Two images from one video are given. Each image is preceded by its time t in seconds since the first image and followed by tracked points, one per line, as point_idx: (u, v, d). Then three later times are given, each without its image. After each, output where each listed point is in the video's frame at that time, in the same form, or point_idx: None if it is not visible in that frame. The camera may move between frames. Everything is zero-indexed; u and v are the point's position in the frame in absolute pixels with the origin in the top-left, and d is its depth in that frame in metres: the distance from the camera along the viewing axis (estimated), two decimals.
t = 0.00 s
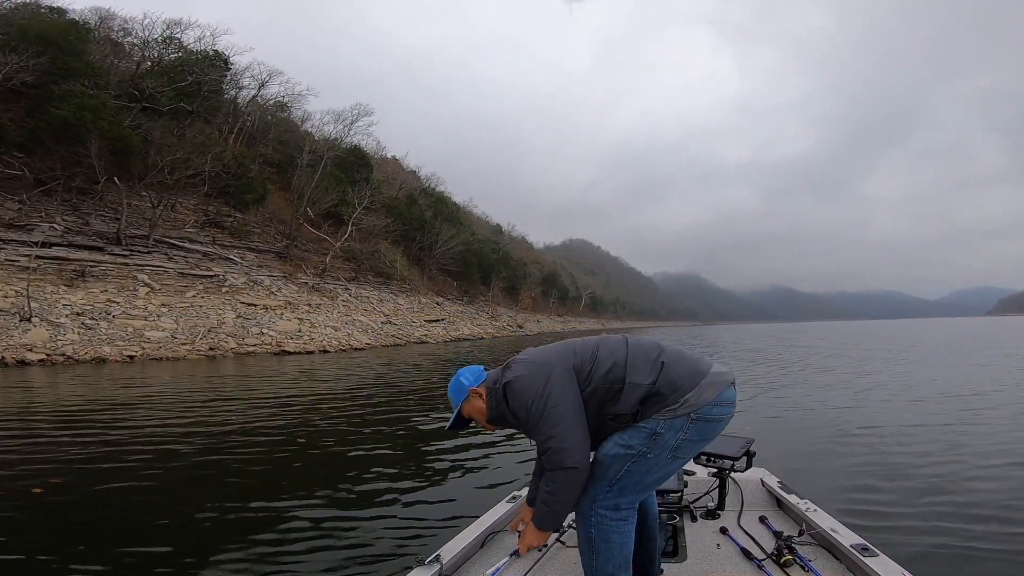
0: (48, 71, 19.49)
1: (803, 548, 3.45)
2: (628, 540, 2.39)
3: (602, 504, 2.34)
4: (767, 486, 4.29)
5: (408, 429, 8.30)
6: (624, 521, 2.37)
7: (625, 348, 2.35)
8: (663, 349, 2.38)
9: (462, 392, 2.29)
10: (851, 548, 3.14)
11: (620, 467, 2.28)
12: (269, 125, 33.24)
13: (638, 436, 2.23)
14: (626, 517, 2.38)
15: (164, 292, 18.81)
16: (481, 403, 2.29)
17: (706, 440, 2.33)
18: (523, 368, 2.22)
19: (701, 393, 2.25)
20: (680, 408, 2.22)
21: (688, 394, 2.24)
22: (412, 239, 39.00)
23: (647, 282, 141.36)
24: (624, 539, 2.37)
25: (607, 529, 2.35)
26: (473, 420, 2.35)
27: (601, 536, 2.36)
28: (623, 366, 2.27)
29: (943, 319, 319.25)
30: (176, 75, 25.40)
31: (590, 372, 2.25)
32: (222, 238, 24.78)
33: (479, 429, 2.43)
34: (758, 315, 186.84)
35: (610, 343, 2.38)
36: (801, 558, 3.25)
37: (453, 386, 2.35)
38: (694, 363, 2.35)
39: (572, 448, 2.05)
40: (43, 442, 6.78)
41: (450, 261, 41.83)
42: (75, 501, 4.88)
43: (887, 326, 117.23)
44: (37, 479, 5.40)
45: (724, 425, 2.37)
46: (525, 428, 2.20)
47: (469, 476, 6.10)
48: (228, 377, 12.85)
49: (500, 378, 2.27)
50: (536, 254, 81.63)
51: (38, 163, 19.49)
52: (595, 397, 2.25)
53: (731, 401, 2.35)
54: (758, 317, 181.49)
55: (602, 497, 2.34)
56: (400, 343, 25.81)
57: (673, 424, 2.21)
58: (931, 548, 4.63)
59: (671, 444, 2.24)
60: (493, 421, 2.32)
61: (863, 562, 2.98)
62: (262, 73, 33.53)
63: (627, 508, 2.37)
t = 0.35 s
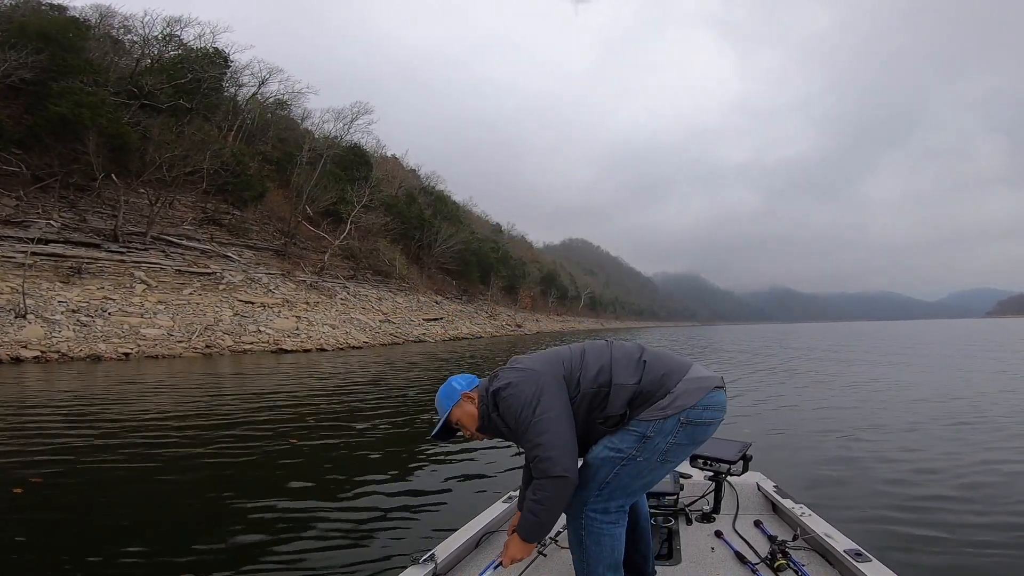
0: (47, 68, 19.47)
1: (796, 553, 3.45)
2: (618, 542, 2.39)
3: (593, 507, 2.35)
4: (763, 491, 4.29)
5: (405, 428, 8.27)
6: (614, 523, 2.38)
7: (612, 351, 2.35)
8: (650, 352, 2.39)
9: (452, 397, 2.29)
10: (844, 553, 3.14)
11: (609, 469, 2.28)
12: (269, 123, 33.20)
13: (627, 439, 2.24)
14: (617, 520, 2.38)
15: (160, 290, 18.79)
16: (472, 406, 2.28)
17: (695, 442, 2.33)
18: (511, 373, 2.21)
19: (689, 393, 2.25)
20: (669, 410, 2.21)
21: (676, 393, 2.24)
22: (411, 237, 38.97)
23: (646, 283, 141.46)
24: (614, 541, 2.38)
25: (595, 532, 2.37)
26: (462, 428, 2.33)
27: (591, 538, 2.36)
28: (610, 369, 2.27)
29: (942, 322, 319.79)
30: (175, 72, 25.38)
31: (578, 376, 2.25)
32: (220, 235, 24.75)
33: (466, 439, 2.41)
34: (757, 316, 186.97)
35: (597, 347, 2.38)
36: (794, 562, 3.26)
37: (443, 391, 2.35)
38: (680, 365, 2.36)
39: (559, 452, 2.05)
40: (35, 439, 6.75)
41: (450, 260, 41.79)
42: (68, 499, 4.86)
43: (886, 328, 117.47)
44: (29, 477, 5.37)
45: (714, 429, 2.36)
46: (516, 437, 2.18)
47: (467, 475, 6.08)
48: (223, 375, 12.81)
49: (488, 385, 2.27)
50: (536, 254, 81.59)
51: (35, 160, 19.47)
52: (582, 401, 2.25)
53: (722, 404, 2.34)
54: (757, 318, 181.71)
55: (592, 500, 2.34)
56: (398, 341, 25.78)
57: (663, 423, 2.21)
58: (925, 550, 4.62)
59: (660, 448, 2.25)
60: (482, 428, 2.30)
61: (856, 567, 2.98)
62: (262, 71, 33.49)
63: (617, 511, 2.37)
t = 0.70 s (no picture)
0: (44, 68, 19.42)
1: (791, 555, 3.46)
2: (616, 542, 2.39)
3: (590, 504, 2.35)
4: (759, 492, 4.28)
5: (403, 428, 8.25)
6: (612, 523, 2.37)
7: (606, 353, 2.33)
8: (645, 349, 2.36)
9: (453, 395, 2.26)
10: (839, 555, 3.14)
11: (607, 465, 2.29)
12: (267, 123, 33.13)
13: (626, 438, 2.24)
14: (614, 520, 2.38)
15: (157, 290, 18.74)
16: (472, 405, 2.27)
17: (692, 442, 2.32)
18: (501, 385, 2.20)
19: (684, 394, 2.24)
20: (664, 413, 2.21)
21: (671, 396, 2.24)
22: (410, 236, 38.92)
23: (645, 283, 141.49)
24: (611, 541, 2.37)
25: (592, 531, 2.36)
26: (459, 425, 2.35)
27: (588, 538, 2.36)
28: (603, 378, 2.26)
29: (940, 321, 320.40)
30: (172, 71, 25.32)
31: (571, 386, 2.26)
32: (217, 235, 24.68)
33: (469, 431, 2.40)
34: (755, 316, 187.00)
35: (590, 348, 2.36)
36: (789, 565, 3.25)
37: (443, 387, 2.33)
38: (677, 364, 2.34)
39: (551, 469, 2.10)
40: (28, 440, 6.71)
41: (448, 259, 41.74)
42: (61, 500, 4.84)
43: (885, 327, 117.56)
44: (20, 478, 5.34)
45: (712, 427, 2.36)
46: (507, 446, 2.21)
47: (465, 475, 6.07)
48: (221, 376, 12.78)
49: (479, 391, 2.26)
50: (536, 253, 81.49)
51: (31, 160, 19.42)
52: (574, 410, 2.27)
53: (720, 402, 2.34)
54: (755, 317, 181.86)
55: (590, 499, 2.34)
56: (397, 341, 25.72)
57: (658, 425, 2.21)
58: (919, 549, 4.61)
59: (659, 447, 2.24)
60: (481, 426, 2.30)
61: (850, 569, 2.98)
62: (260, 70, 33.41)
63: (614, 510, 2.37)
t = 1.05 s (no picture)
0: (42, 69, 19.40)
1: (795, 551, 3.45)
2: (612, 537, 2.38)
3: (585, 499, 2.35)
4: (761, 489, 4.28)
5: (403, 429, 8.24)
6: (608, 519, 2.37)
7: (611, 373, 2.28)
8: (652, 364, 2.29)
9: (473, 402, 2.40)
10: (843, 551, 3.13)
11: (605, 465, 2.29)
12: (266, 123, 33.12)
13: (630, 442, 2.24)
14: (607, 517, 2.37)
15: (156, 290, 18.73)
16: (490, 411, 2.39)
17: (696, 451, 2.31)
18: (502, 414, 2.25)
19: (690, 412, 2.20)
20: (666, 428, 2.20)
21: (676, 412, 2.20)
22: (409, 237, 38.90)
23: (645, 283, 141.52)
24: (606, 538, 2.36)
25: (587, 526, 2.36)
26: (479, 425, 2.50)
27: (581, 532, 2.37)
28: (605, 403, 2.25)
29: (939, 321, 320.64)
30: (171, 72, 25.32)
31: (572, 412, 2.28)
32: (216, 236, 24.67)
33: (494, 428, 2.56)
34: (755, 315, 187.00)
35: (595, 367, 2.33)
36: (793, 561, 3.25)
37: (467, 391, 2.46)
38: (688, 378, 2.28)
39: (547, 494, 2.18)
40: (24, 442, 6.69)
41: (448, 260, 41.72)
42: (57, 501, 4.82)
43: (885, 326, 117.57)
44: (16, 480, 5.32)
45: (717, 437, 2.35)
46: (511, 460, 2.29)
47: (466, 476, 6.06)
48: (219, 377, 12.77)
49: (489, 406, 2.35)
50: (535, 253, 81.53)
51: (29, 160, 19.41)
52: (577, 432, 2.31)
53: (728, 415, 2.32)
54: (755, 317, 181.90)
55: (585, 495, 2.34)
56: (396, 341, 25.69)
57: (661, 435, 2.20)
58: (922, 549, 4.61)
59: (660, 453, 2.24)
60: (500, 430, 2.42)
61: (854, 566, 2.97)
62: (259, 71, 33.42)
63: (609, 508, 2.37)
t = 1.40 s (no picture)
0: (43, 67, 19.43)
1: (798, 550, 3.44)
2: (619, 539, 2.38)
3: (591, 501, 2.34)
4: (763, 488, 4.28)
5: (403, 428, 8.24)
6: (615, 522, 2.36)
7: (619, 344, 2.29)
8: (661, 345, 2.29)
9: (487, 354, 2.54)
10: (846, 550, 3.13)
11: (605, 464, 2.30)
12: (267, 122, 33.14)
13: (627, 437, 2.24)
14: (616, 518, 2.37)
15: (155, 289, 18.74)
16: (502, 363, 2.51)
17: (696, 444, 2.30)
18: (508, 363, 2.30)
19: (688, 402, 2.20)
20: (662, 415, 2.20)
21: (676, 398, 2.20)
22: (410, 236, 38.92)
23: (645, 284, 141.48)
24: (613, 539, 2.36)
25: (595, 528, 2.35)
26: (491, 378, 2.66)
27: (589, 534, 2.36)
28: (609, 371, 2.26)
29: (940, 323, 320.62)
30: (172, 71, 25.34)
31: (576, 374, 2.29)
32: (216, 234, 24.69)
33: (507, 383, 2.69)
34: (756, 317, 186.86)
35: (605, 335, 2.33)
36: (796, 560, 3.24)
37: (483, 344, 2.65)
38: (692, 366, 2.26)
39: (539, 451, 2.22)
40: (19, 440, 6.67)
41: (449, 260, 41.71)
42: (57, 501, 4.82)
43: (886, 328, 117.51)
44: (14, 478, 5.32)
45: (719, 432, 2.34)
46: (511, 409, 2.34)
47: (467, 475, 6.05)
48: (218, 376, 12.78)
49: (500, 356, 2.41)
50: (536, 254, 81.56)
51: (30, 159, 19.48)
52: (578, 398, 2.32)
53: (730, 408, 2.31)
54: (756, 318, 181.85)
55: (589, 496, 2.35)
56: (396, 341, 25.69)
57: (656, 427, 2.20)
58: (922, 549, 4.59)
59: (659, 449, 2.24)
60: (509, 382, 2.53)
61: (858, 565, 2.96)
62: (260, 70, 33.46)
63: (617, 509, 2.36)
